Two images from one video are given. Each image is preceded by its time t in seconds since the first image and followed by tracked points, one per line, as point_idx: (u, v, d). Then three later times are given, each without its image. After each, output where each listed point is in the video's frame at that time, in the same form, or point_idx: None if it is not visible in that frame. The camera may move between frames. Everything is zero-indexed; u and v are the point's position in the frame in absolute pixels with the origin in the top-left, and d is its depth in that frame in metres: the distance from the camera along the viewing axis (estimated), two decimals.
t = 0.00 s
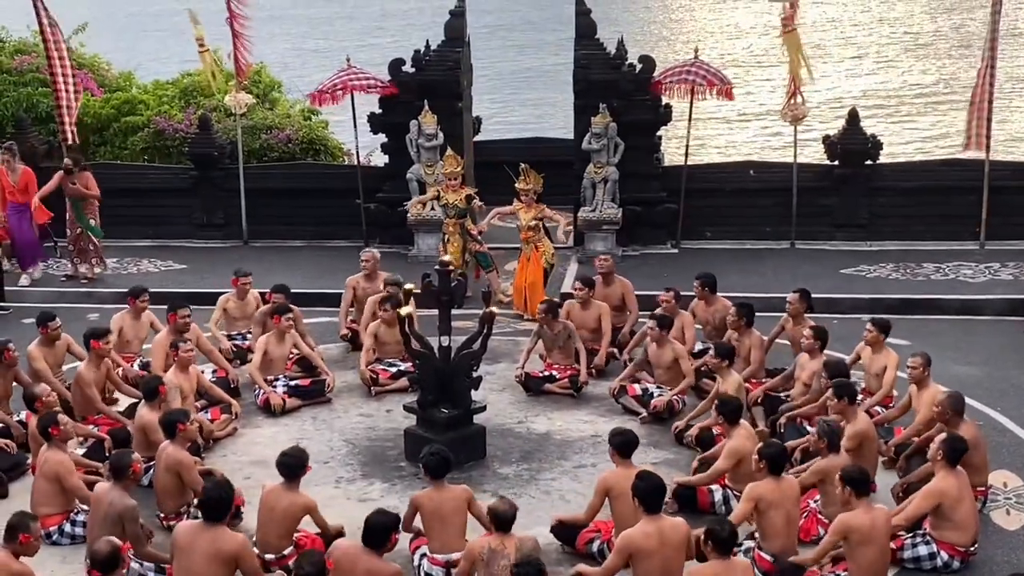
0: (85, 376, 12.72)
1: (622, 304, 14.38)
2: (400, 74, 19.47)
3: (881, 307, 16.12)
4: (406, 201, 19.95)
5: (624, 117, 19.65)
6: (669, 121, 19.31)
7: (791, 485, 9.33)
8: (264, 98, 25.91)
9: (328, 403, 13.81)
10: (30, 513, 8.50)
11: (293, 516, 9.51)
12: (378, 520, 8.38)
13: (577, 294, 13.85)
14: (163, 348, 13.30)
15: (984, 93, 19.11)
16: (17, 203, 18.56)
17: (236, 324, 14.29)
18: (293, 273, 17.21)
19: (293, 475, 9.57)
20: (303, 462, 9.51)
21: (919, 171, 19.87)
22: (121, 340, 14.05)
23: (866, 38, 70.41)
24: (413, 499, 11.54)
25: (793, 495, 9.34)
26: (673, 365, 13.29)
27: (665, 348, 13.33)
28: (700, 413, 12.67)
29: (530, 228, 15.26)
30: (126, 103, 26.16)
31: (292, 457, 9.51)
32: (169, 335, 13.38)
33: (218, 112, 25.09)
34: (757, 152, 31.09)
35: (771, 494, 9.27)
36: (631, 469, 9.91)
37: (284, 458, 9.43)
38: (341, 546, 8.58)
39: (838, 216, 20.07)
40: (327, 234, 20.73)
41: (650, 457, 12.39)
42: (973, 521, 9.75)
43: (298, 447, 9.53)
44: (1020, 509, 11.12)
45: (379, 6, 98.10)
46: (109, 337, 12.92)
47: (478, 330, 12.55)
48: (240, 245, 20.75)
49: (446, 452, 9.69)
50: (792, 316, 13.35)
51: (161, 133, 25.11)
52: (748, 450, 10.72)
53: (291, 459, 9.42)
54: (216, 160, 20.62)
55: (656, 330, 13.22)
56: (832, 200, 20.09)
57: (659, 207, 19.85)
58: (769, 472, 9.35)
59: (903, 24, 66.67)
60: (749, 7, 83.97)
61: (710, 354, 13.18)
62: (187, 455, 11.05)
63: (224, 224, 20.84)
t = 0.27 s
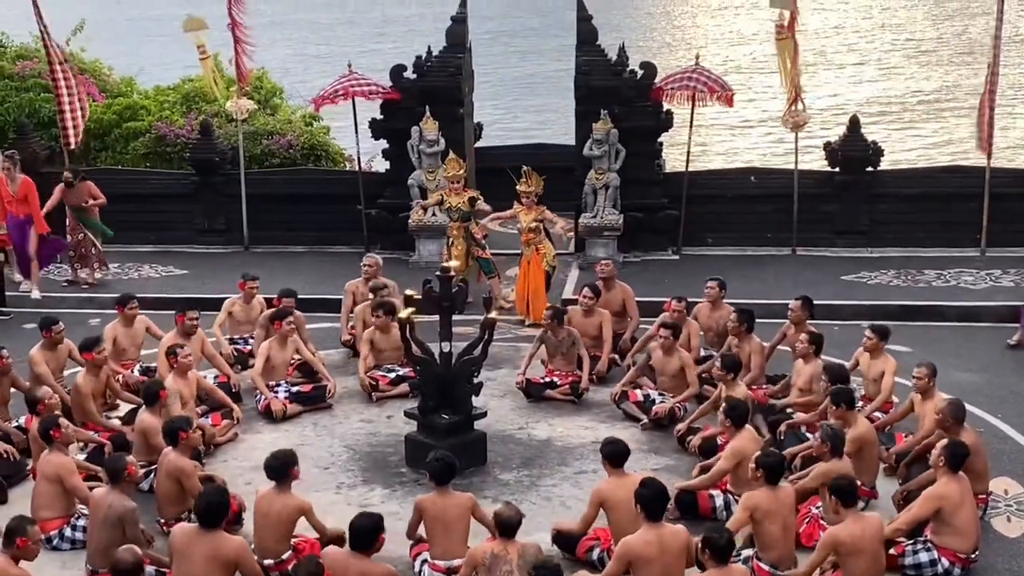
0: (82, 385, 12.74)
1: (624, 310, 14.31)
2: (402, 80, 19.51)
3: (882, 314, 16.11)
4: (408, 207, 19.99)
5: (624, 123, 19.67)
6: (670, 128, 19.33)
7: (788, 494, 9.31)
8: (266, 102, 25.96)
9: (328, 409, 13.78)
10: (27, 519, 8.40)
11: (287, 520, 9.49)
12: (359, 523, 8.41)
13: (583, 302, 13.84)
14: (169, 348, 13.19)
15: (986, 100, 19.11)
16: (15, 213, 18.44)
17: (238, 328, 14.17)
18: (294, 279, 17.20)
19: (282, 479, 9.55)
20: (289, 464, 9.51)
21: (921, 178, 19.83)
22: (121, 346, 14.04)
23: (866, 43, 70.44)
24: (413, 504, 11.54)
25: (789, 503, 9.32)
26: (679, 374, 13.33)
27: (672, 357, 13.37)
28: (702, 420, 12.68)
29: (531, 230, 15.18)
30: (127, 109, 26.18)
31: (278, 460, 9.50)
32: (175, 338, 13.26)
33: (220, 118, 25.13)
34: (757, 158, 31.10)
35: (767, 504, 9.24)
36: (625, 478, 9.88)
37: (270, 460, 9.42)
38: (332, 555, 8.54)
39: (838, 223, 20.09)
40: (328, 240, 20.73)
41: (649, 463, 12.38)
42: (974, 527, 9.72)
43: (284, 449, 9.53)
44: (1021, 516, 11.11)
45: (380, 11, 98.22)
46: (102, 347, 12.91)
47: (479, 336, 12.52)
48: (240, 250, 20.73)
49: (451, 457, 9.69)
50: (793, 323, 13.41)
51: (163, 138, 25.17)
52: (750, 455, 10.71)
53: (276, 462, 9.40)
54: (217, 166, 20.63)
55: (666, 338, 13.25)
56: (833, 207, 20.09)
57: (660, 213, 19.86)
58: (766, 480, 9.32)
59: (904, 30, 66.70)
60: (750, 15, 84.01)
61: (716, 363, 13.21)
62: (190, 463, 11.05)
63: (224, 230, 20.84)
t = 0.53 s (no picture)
0: (53, 397, 11.91)
1: (629, 320, 13.39)
2: (396, 76, 18.46)
3: (906, 323, 15.21)
4: (402, 209, 18.96)
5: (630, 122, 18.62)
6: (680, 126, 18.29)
7: (800, 520, 8.54)
8: (251, 96, 24.87)
9: (317, 424, 12.86)
10: None
11: (261, 541, 8.77)
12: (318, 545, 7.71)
13: (582, 312, 13.07)
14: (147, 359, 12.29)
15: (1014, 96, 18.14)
16: None
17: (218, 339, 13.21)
18: (281, 285, 16.29)
19: (251, 497, 8.82)
20: (257, 480, 8.80)
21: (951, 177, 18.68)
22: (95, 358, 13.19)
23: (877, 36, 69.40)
24: (407, 527, 10.68)
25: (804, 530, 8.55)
26: (690, 388, 12.47)
27: (684, 369, 12.49)
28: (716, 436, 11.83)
29: (535, 233, 14.26)
30: (103, 105, 25.27)
31: (247, 475, 8.78)
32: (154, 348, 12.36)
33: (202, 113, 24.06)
34: (767, 156, 30.10)
35: (779, 533, 8.47)
36: (634, 498, 9.09)
37: (237, 476, 8.69)
38: None
39: (855, 226, 18.92)
40: (318, 243, 19.65)
41: (658, 483, 11.53)
42: (1006, 551, 8.74)
43: (252, 464, 8.83)
44: None
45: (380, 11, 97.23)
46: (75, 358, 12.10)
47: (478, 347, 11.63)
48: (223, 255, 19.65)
49: (462, 476, 8.82)
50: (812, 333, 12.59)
51: (141, 135, 24.16)
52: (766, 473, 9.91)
53: (243, 478, 8.68)
54: (200, 165, 19.54)
55: (679, 349, 12.38)
56: (855, 211, 18.94)
57: (670, 216, 18.73)
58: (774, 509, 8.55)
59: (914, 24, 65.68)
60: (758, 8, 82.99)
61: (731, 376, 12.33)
62: (169, 481, 10.19)
63: (207, 234, 19.80)
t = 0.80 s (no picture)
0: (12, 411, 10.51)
1: (641, 331, 11.97)
2: (385, 64, 16.45)
3: (942, 335, 13.90)
4: (393, 210, 17.00)
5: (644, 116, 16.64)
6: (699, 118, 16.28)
7: (829, 558, 7.72)
8: (226, 84, 22.81)
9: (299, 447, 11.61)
10: None
11: None
12: None
13: (584, 324, 11.66)
14: (100, 382, 11.02)
15: None
16: None
17: (184, 356, 11.90)
18: (258, 295, 14.96)
19: (220, 528, 7.89)
20: (226, 509, 7.86)
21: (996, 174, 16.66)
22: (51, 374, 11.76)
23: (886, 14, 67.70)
24: (396, 564, 9.44)
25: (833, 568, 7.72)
26: (705, 406, 11.12)
27: (695, 386, 11.17)
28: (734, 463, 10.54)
29: (540, 241, 12.82)
30: (63, 93, 23.13)
31: (215, 504, 7.84)
32: (107, 369, 11.10)
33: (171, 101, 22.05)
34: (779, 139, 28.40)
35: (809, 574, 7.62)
36: (656, 529, 8.05)
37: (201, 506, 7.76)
38: None
39: (891, 230, 16.83)
40: (300, 249, 17.66)
41: (675, 514, 10.25)
42: None
43: (220, 492, 7.88)
44: None
45: None
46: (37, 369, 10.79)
47: (474, 365, 10.40)
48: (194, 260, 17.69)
49: (468, 506, 7.90)
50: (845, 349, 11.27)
51: (104, 128, 22.09)
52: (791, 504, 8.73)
53: (209, 509, 7.74)
54: (169, 162, 17.55)
55: (688, 363, 10.97)
56: (891, 212, 16.90)
57: (686, 218, 16.79)
58: (797, 547, 7.71)
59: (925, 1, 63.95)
60: None
61: (747, 394, 10.96)
62: (134, 507, 8.87)
63: (176, 236, 17.80)
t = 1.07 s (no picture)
0: None
1: (655, 350, 10.87)
2: (376, 55, 14.11)
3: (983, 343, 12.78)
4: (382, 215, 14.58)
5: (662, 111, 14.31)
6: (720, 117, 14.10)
7: None
8: (205, 80, 19.99)
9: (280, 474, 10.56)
10: None
11: None
12: None
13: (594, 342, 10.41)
14: (60, 405, 9.82)
15: None
16: None
17: (157, 374, 10.95)
18: (238, 301, 13.73)
19: (208, 563, 7.05)
20: (214, 544, 7.01)
21: None
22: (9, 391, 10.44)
23: None
24: None
25: None
26: (720, 428, 9.91)
27: (709, 406, 9.93)
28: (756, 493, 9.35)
29: (545, 258, 11.54)
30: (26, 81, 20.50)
31: (206, 537, 7.00)
32: (68, 389, 9.92)
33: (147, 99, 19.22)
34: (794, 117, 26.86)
35: None
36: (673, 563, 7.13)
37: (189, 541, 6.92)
38: None
39: (935, 239, 14.49)
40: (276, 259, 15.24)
41: (691, 547, 9.16)
42: None
43: (211, 523, 7.05)
44: None
45: None
46: None
47: (473, 387, 9.47)
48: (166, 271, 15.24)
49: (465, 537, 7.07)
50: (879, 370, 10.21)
51: (72, 126, 18.85)
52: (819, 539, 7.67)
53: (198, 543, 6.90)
54: (142, 162, 15.13)
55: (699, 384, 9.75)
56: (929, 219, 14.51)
57: (705, 227, 14.50)
58: (837, 574, 6.94)
59: None
60: None
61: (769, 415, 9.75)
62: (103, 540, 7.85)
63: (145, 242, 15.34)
